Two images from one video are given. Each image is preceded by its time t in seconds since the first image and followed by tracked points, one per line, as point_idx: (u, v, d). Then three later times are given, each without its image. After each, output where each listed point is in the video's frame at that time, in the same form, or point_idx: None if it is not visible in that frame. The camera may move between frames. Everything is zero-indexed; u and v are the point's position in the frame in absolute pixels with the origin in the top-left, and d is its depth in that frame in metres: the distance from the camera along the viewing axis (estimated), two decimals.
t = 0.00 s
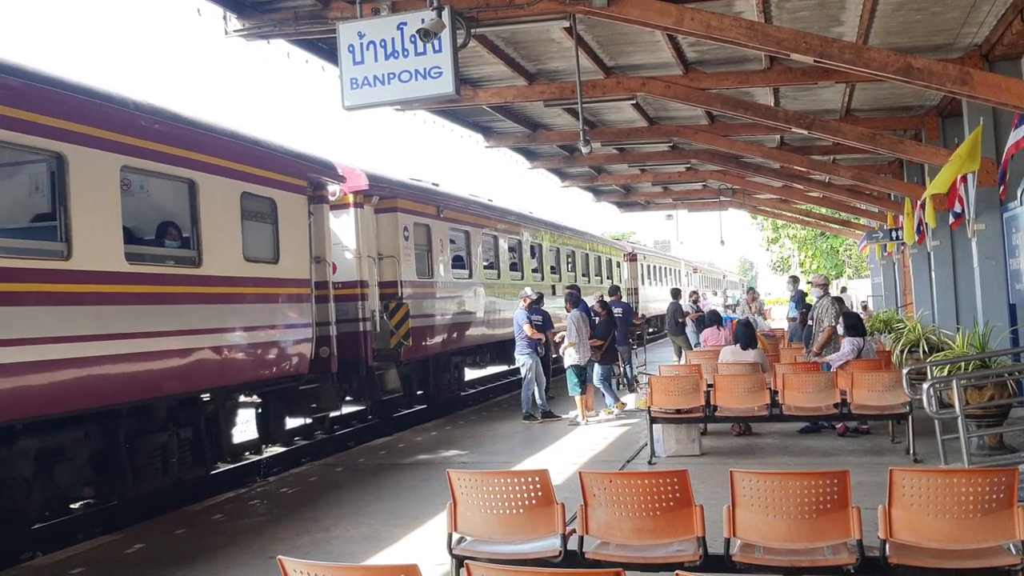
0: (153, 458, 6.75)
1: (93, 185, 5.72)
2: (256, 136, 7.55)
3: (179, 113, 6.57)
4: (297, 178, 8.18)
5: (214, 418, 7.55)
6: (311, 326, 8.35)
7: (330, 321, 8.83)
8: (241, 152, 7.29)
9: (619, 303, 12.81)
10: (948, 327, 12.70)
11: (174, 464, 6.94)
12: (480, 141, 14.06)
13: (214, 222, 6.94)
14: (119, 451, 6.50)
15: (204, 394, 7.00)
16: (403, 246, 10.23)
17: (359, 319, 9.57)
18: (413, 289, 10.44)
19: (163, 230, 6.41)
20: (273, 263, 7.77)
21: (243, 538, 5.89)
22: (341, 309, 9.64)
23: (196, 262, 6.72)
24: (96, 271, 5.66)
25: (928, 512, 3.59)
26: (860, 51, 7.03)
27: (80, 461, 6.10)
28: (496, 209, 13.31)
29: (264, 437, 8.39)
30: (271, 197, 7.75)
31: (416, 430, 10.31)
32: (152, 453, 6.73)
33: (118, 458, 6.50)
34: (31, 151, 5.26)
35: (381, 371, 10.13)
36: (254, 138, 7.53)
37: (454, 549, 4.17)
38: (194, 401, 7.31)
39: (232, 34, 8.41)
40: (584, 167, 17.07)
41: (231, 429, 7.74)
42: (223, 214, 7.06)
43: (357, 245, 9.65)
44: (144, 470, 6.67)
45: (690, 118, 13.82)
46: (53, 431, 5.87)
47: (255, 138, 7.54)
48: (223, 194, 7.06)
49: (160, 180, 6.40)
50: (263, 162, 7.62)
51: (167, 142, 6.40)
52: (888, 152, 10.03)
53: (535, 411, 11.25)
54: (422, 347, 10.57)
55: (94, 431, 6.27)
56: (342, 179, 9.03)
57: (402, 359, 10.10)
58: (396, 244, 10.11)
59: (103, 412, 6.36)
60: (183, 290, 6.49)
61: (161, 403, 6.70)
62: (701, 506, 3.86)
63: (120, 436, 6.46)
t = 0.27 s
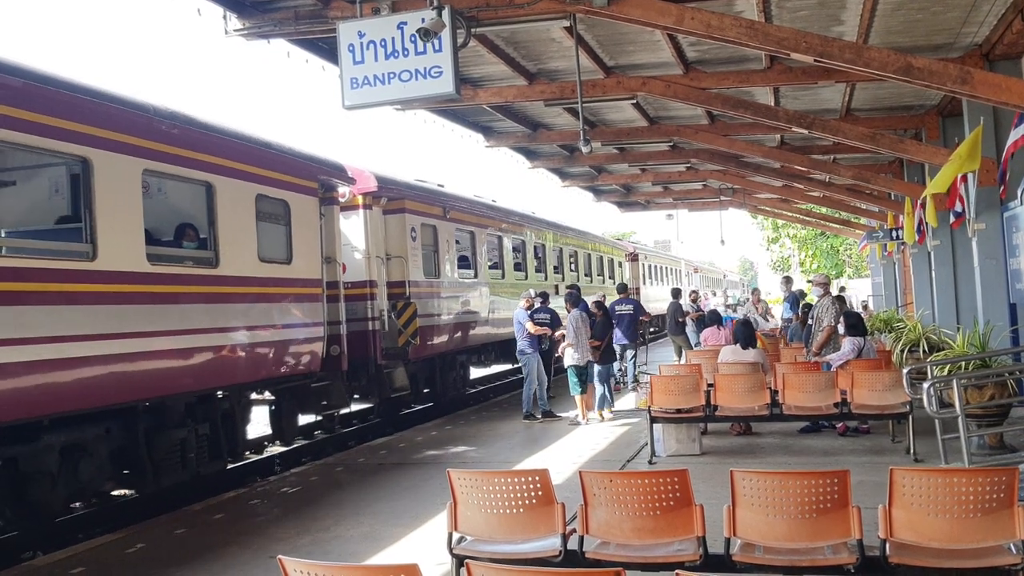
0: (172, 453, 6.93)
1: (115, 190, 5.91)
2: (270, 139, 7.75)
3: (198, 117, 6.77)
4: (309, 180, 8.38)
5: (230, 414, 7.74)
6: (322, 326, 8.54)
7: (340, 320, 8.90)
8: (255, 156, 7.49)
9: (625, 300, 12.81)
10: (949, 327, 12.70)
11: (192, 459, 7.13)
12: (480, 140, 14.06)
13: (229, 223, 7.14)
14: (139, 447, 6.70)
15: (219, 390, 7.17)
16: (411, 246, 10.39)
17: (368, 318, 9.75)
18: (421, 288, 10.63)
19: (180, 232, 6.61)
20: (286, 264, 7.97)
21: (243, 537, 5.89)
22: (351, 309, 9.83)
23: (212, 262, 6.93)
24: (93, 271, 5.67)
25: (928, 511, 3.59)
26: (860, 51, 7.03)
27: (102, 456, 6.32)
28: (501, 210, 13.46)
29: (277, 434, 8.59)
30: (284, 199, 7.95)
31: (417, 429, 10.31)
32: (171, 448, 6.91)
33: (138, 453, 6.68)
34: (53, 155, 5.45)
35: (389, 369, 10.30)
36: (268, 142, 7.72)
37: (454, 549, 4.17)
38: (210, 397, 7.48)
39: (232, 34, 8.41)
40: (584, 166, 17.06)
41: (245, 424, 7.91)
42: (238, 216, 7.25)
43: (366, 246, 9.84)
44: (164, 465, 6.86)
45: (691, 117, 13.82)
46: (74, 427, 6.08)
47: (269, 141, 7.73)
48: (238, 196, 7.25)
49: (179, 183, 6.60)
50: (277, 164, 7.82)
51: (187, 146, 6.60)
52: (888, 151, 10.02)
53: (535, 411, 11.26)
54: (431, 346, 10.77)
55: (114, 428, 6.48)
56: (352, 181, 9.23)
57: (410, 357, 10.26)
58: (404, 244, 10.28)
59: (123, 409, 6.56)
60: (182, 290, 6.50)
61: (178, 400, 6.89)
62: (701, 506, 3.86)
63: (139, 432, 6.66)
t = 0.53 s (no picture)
0: (191, 449, 7.15)
1: (137, 194, 6.10)
2: (283, 144, 7.94)
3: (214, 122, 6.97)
4: (321, 184, 8.57)
5: (245, 410, 7.96)
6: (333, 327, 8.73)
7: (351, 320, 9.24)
8: (269, 160, 7.68)
9: (627, 302, 12.84)
10: (948, 328, 12.71)
11: (210, 454, 7.33)
12: (479, 141, 14.06)
13: (245, 226, 7.32)
14: (160, 442, 6.91)
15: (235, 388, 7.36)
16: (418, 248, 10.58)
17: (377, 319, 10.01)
18: (428, 289, 10.77)
19: (198, 234, 6.77)
20: (299, 266, 8.16)
21: (243, 538, 5.89)
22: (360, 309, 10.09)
23: (229, 263, 7.13)
24: (94, 271, 5.66)
25: (928, 512, 3.59)
26: (860, 51, 7.03)
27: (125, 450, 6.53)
28: (505, 211, 13.59)
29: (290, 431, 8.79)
30: (297, 202, 8.14)
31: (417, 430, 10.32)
32: (190, 444, 7.13)
33: (158, 449, 6.90)
34: (74, 160, 5.60)
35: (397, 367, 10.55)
36: (281, 146, 7.92)
37: (454, 549, 4.17)
38: (227, 395, 7.69)
39: (231, 34, 8.41)
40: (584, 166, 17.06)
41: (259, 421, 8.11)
42: (253, 219, 7.44)
43: (375, 247, 9.99)
44: (184, 460, 7.08)
45: (690, 118, 13.82)
46: (98, 423, 6.29)
47: (282, 146, 7.93)
48: (253, 200, 7.44)
49: (198, 187, 6.79)
50: (290, 168, 8.01)
51: (205, 151, 6.79)
52: (888, 152, 10.03)
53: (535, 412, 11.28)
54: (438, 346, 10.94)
55: (135, 424, 6.69)
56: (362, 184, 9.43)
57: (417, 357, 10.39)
58: (412, 246, 10.47)
59: (144, 405, 6.78)
60: (183, 290, 6.50)
61: (196, 397, 7.10)
62: (700, 507, 3.87)
63: (159, 428, 6.88)
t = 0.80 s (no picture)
0: (209, 444, 7.30)
1: (158, 198, 6.30)
2: (296, 147, 8.13)
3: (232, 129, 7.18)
4: (332, 186, 8.77)
5: (260, 406, 8.07)
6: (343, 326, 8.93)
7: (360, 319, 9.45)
8: (282, 163, 7.87)
9: (625, 300, 12.87)
10: (948, 328, 12.73)
11: (227, 449, 7.49)
12: (479, 141, 14.07)
13: (260, 228, 7.52)
14: (179, 439, 7.03)
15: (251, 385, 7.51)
16: (425, 249, 10.83)
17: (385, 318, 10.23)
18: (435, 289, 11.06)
19: (216, 236, 6.96)
20: (312, 267, 8.36)
21: (242, 538, 5.90)
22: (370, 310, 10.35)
23: (244, 264, 7.34)
24: (93, 271, 5.66)
25: (927, 512, 3.59)
26: (859, 51, 7.03)
27: (146, 446, 6.67)
28: (509, 212, 13.82)
29: (303, 427, 8.99)
30: (310, 205, 8.34)
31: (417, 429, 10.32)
32: (208, 439, 7.28)
33: (178, 444, 7.03)
34: (94, 164, 5.76)
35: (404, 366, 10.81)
36: (294, 150, 8.11)
37: (454, 549, 4.16)
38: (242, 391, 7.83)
39: (231, 34, 8.41)
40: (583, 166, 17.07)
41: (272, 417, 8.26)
42: (268, 222, 7.64)
43: (383, 248, 10.25)
44: (202, 454, 7.23)
45: (690, 118, 13.82)
46: (121, 419, 6.42)
47: (295, 150, 8.12)
48: (268, 202, 7.64)
49: (215, 191, 6.98)
50: (303, 171, 8.20)
51: (222, 156, 7.00)
52: (888, 152, 10.03)
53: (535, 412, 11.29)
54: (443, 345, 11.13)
55: (156, 421, 6.80)
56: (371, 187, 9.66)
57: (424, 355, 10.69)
58: (419, 247, 10.72)
59: (164, 402, 6.90)
60: (183, 289, 6.50)
61: (214, 395, 7.21)
62: (700, 507, 3.87)
63: (178, 425, 6.99)
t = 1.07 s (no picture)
0: (227, 440, 7.55)
1: (179, 203, 6.53)
2: (307, 151, 8.34)
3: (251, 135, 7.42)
4: (342, 189, 8.98)
5: (274, 404, 8.32)
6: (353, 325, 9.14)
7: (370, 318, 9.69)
8: (294, 167, 8.07)
9: (625, 300, 12.90)
10: (947, 328, 12.74)
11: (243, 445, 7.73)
12: (478, 141, 14.07)
13: (274, 230, 7.73)
14: (197, 434, 7.28)
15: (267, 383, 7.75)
16: (431, 250, 11.06)
17: (393, 317, 10.46)
18: (441, 290, 11.28)
19: (232, 238, 7.15)
20: (323, 267, 8.57)
21: (241, 538, 5.89)
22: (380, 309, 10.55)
23: (259, 265, 7.55)
24: (92, 271, 5.66)
25: (926, 512, 3.59)
26: (858, 52, 7.03)
27: (167, 441, 6.92)
28: (512, 213, 13.93)
29: (314, 424, 9.23)
30: (321, 207, 8.55)
31: (416, 429, 10.32)
32: (226, 435, 7.53)
33: (197, 440, 7.27)
34: (112, 168, 5.91)
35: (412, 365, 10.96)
36: (305, 154, 8.32)
37: (452, 550, 4.16)
38: (258, 389, 8.08)
39: (230, 35, 8.40)
40: (582, 167, 17.07)
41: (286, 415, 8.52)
42: (282, 224, 7.85)
43: (390, 249, 10.59)
44: (220, 450, 7.47)
45: (688, 118, 13.82)
46: (143, 415, 6.66)
47: (306, 154, 8.33)
48: (281, 205, 7.85)
49: (232, 194, 7.18)
50: (314, 175, 8.41)
51: (241, 160, 7.24)
52: (887, 152, 10.03)
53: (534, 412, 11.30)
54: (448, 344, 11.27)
55: (177, 416, 7.05)
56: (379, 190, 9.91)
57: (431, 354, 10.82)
58: (425, 248, 10.94)
59: (184, 399, 7.14)
60: (182, 289, 6.50)
61: (232, 392, 7.45)
62: (699, 507, 3.86)
63: (197, 421, 7.23)
